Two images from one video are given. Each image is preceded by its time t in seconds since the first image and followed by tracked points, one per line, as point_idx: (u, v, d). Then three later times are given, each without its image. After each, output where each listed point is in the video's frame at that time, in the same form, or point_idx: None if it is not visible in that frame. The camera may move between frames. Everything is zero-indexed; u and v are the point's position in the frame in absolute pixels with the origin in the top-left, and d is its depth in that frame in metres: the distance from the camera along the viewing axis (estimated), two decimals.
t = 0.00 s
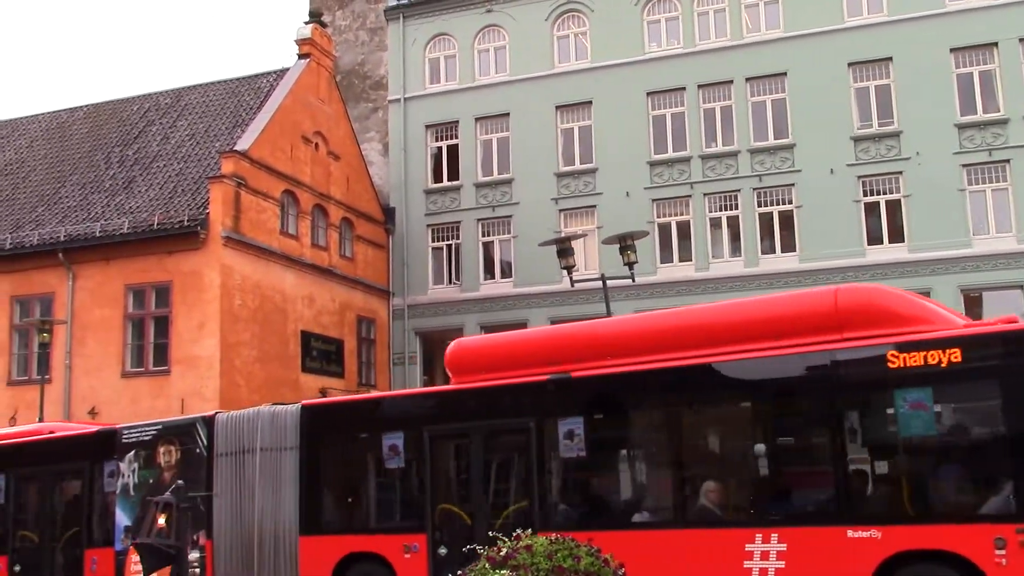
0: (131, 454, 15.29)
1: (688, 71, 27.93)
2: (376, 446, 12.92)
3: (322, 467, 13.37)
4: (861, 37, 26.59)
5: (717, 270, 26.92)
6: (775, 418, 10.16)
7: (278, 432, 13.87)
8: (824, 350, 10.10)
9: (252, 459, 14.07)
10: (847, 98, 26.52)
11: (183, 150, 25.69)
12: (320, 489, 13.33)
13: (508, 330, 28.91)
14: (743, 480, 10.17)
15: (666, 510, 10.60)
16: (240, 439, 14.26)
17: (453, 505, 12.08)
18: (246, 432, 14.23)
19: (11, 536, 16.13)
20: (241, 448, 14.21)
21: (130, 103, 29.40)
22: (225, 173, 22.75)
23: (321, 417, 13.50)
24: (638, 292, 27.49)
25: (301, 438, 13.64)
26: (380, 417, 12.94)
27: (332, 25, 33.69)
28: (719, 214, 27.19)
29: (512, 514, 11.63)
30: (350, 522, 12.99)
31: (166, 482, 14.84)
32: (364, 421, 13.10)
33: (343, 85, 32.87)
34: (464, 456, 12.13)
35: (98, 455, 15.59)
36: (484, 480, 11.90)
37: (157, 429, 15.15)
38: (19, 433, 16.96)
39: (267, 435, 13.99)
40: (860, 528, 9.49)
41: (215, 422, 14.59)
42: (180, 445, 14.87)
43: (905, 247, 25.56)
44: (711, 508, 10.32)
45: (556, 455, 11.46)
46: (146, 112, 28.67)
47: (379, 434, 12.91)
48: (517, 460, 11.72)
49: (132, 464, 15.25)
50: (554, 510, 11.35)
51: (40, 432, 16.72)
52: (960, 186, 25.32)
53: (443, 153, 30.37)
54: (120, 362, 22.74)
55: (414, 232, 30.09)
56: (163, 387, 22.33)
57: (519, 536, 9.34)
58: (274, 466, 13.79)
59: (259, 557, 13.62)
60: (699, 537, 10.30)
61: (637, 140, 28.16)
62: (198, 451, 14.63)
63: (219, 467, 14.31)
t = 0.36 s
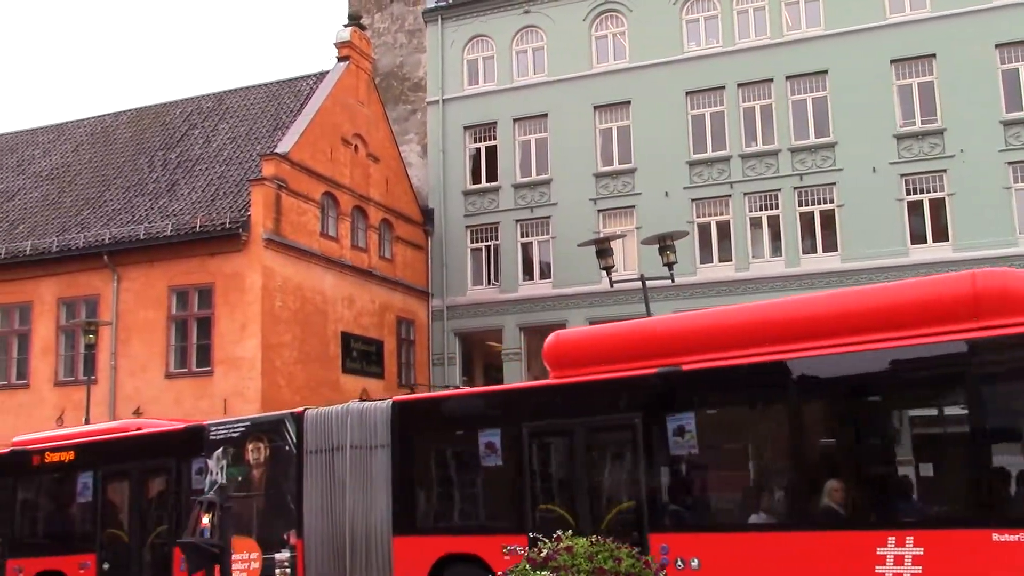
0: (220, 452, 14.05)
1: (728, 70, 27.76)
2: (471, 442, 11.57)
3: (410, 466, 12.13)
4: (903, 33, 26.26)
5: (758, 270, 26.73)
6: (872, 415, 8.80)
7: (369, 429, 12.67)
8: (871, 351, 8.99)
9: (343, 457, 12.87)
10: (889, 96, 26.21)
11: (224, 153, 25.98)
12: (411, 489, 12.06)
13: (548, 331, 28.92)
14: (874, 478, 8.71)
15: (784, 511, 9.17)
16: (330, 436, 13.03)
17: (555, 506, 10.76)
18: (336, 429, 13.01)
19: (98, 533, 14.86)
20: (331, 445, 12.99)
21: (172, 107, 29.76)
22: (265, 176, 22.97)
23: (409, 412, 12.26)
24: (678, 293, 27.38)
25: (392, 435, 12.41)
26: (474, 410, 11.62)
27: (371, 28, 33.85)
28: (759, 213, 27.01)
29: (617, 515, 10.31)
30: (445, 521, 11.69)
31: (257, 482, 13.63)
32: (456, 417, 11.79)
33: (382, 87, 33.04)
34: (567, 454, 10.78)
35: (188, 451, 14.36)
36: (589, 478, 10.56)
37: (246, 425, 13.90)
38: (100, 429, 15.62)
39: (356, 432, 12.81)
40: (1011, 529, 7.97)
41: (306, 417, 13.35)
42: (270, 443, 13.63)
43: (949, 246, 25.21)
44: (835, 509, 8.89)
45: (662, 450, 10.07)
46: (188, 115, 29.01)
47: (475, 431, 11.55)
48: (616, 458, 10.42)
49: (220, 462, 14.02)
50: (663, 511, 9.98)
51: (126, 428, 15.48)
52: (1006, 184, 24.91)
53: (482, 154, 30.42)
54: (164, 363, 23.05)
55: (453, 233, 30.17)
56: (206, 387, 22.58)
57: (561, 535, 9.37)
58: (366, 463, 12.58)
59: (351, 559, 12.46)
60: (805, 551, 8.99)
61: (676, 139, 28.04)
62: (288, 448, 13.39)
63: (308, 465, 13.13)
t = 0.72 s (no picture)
0: (310, 449, 13.23)
1: (773, 69, 27.53)
2: (576, 438, 10.66)
3: (510, 463, 11.20)
4: (952, 30, 25.87)
5: (805, 270, 26.49)
6: (925, 414, 8.42)
7: (465, 425, 11.77)
8: (907, 351, 8.68)
9: (437, 454, 11.97)
10: (938, 93, 25.83)
11: (271, 158, 26.26)
12: (511, 486, 11.13)
13: (594, 333, 28.87)
14: None
15: (924, 512, 8.31)
16: (425, 432, 12.14)
17: (671, 504, 9.82)
18: (430, 424, 12.14)
19: (189, 534, 14.30)
20: (424, 441, 12.11)
21: (220, 113, 30.14)
22: (311, 179, 23.18)
23: (512, 406, 11.35)
24: (724, 294, 27.21)
25: (490, 430, 11.51)
26: (584, 402, 10.72)
27: (414, 32, 34.02)
28: (806, 213, 26.77)
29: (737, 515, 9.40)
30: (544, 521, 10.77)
31: (347, 481, 12.76)
32: (562, 410, 10.86)
33: (426, 90, 33.18)
34: (682, 450, 9.89)
35: (278, 448, 13.58)
36: (707, 475, 9.65)
37: (337, 421, 13.05)
38: (190, 428, 15.00)
39: (451, 427, 11.93)
40: None
41: (398, 413, 12.51)
42: (360, 440, 12.76)
43: (1001, 245, 24.77)
44: (980, 510, 8.03)
45: (785, 447, 9.22)
46: (235, 121, 29.35)
47: (579, 426, 10.67)
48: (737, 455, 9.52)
49: (311, 459, 13.20)
50: (783, 510, 9.12)
51: (214, 427, 14.81)
52: None
53: (526, 157, 30.47)
54: (213, 365, 23.35)
55: (497, 235, 30.25)
56: (255, 390, 22.83)
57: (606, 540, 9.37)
58: (462, 461, 11.68)
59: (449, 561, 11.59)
60: (918, 557, 8.29)
61: (720, 140, 27.87)
62: (379, 445, 12.54)
63: (400, 463, 12.26)
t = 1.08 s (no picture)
0: (427, 449, 12.81)
1: (842, 64, 27.09)
2: (708, 439, 10.19)
3: (635, 465, 10.74)
4: None
5: (879, 267, 26.02)
6: None
7: (587, 426, 11.33)
8: (991, 350, 8.58)
9: (560, 457, 11.45)
10: (1015, 84, 25.18)
11: (339, 164, 26.60)
12: (640, 491, 10.63)
13: (663, 333, 28.73)
14: None
15: None
16: (545, 433, 11.64)
17: (814, 507, 9.28)
18: (551, 425, 11.62)
19: (305, 532, 13.98)
20: (546, 443, 11.59)
21: (288, 121, 30.61)
22: (379, 185, 23.43)
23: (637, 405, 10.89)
24: (795, 293, 26.85)
25: (615, 432, 11.04)
26: (719, 400, 10.22)
27: (478, 36, 34.18)
28: (879, 209, 26.30)
29: (890, 519, 8.79)
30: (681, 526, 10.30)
31: (468, 483, 12.37)
32: (692, 410, 10.39)
33: (490, 94, 33.28)
34: (826, 449, 9.32)
35: (392, 448, 13.14)
36: (853, 475, 9.06)
37: (454, 421, 12.68)
38: (306, 426, 14.80)
39: (573, 428, 11.46)
40: None
41: (518, 413, 11.98)
42: (480, 440, 12.32)
43: None
44: None
45: (940, 444, 8.62)
46: (304, 129, 29.80)
47: (711, 425, 10.20)
48: (886, 454, 8.95)
49: (428, 460, 12.77)
50: (941, 512, 8.50)
51: (329, 425, 14.52)
52: None
53: (591, 158, 30.43)
54: (286, 370, 23.72)
55: (564, 236, 30.25)
56: (327, 394, 23.14)
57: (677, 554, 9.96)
58: (586, 464, 11.20)
59: (573, 567, 11.06)
60: None
61: (789, 136, 27.52)
62: (500, 446, 12.07)
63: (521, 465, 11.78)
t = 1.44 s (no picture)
0: (545, 441, 12.91)
1: (917, 52, 26.48)
2: (851, 429, 10.12)
3: (774, 455, 10.67)
4: None
5: (959, 259, 25.41)
6: None
7: (717, 416, 11.31)
8: None
9: (687, 448, 11.46)
10: None
11: (410, 166, 26.84)
12: (778, 483, 10.62)
13: (737, 330, 28.44)
14: None
15: None
16: (671, 424, 11.67)
17: (975, 501, 9.16)
18: (676, 416, 11.65)
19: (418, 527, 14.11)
20: (672, 435, 11.62)
21: (360, 124, 30.98)
22: (449, 186, 23.58)
23: (768, 393, 10.89)
24: (872, 287, 26.36)
25: (746, 421, 11.01)
26: (860, 386, 10.18)
27: (546, 34, 34.15)
28: (958, 200, 25.69)
29: None
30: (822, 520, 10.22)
31: (588, 475, 12.37)
32: (830, 398, 10.36)
33: (559, 92, 33.25)
34: (987, 440, 9.24)
35: (509, 440, 13.29)
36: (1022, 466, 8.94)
37: (573, 412, 12.70)
38: (417, 419, 15.05)
39: (701, 418, 11.46)
40: None
41: (640, 403, 12.00)
42: (601, 432, 12.32)
43: None
44: None
45: None
46: (375, 131, 30.12)
47: (855, 414, 10.13)
48: None
49: (546, 452, 12.85)
50: None
51: (440, 418, 14.82)
52: None
53: (661, 154, 30.24)
54: (360, 371, 24.02)
55: (634, 233, 30.11)
56: (401, 394, 23.37)
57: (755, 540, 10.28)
58: (717, 455, 11.20)
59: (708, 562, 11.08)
60: None
61: (863, 128, 27.00)
62: (622, 438, 12.07)
63: (646, 457, 11.79)
